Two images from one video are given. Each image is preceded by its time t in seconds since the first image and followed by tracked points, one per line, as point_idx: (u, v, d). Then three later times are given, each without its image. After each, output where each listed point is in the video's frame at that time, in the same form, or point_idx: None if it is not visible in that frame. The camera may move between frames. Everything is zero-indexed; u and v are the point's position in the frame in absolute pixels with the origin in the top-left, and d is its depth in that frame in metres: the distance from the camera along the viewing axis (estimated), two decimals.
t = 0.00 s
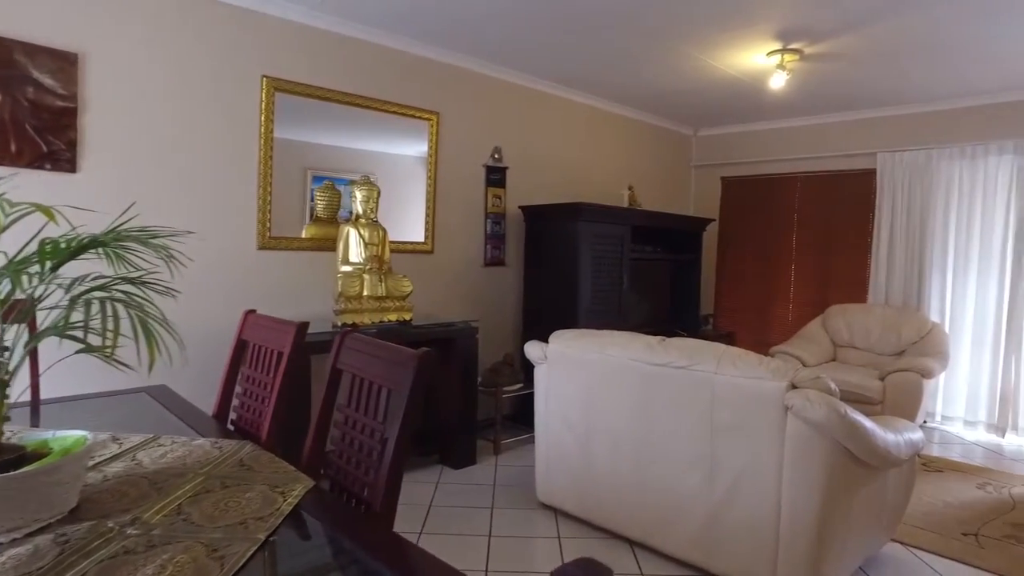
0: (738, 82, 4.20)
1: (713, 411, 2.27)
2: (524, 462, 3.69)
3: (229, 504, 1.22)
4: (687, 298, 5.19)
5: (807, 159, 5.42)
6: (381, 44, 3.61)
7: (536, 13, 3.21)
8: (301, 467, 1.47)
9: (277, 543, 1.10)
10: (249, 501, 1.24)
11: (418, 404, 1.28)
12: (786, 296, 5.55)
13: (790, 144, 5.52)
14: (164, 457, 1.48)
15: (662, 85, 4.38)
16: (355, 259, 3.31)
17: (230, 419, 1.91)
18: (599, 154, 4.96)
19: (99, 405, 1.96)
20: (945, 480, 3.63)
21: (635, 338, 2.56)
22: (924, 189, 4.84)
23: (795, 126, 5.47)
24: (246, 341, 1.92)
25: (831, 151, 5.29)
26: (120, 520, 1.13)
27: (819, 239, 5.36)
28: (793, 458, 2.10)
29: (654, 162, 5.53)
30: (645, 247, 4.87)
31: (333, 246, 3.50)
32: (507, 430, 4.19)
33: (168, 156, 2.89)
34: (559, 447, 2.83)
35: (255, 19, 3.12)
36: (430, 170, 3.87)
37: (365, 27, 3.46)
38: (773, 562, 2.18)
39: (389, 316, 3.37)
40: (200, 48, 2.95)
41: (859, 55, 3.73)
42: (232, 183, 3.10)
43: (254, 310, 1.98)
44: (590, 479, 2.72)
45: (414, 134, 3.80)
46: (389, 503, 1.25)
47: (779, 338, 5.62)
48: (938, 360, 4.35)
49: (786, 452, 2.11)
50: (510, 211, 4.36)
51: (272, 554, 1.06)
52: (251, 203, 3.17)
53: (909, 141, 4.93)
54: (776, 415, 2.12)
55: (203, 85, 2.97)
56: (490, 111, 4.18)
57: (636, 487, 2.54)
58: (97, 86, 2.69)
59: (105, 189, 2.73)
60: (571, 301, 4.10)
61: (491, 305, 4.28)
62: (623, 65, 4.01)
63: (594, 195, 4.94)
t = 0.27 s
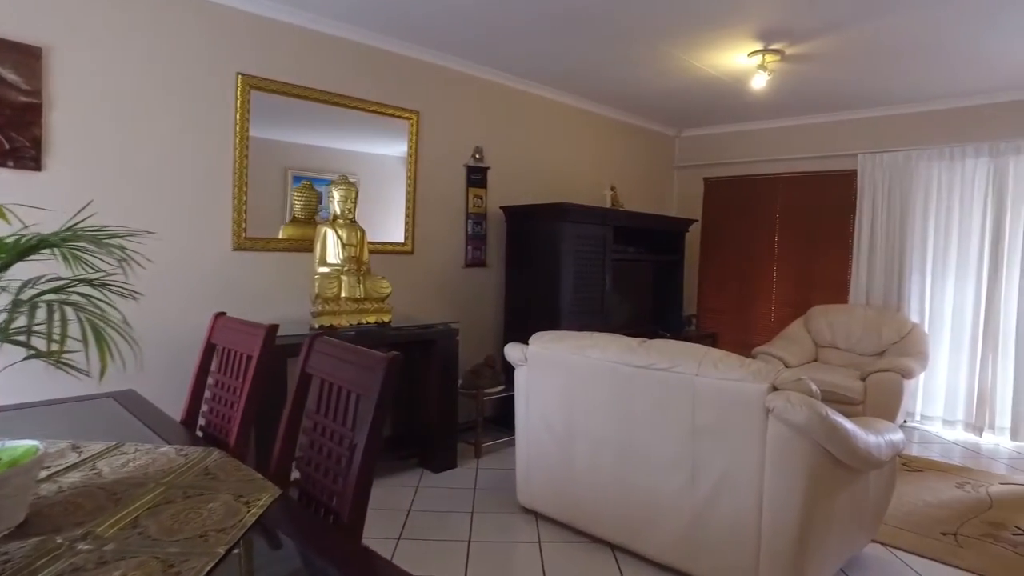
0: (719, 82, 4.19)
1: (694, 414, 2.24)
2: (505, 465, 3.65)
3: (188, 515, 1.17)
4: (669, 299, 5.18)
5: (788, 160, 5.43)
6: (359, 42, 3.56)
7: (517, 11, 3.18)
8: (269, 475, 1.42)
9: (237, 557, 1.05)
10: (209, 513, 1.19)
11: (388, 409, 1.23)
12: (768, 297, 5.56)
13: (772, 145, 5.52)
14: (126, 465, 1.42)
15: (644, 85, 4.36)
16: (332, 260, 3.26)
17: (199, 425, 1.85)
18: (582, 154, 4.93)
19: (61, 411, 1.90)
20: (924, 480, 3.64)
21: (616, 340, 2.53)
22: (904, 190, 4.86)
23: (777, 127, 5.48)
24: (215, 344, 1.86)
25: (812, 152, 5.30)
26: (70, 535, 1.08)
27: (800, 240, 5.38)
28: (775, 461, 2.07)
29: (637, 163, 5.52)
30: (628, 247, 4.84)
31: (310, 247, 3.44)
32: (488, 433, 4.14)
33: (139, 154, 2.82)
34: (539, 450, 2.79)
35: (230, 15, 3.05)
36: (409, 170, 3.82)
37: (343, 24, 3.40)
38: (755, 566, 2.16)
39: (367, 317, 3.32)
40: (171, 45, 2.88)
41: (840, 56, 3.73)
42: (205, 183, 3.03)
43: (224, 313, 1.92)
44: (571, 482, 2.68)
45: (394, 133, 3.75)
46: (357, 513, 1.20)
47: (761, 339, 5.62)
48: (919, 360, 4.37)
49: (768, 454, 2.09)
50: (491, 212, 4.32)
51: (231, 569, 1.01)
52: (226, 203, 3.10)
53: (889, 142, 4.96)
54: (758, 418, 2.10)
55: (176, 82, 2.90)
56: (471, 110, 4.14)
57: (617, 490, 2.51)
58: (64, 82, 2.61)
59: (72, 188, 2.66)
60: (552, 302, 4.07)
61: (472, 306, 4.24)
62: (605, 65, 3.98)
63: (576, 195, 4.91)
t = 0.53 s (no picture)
0: (700, 82, 4.18)
1: (673, 416, 2.21)
2: (485, 468, 3.61)
3: (142, 527, 1.12)
4: (651, 300, 5.16)
5: (769, 160, 5.44)
6: (336, 39, 3.50)
7: (495, 9, 3.14)
8: (234, 483, 1.37)
9: (188, 571, 1.00)
10: (164, 524, 1.13)
11: (352, 416, 1.19)
12: (750, 297, 5.57)
13: (753, 146, 5.52)
14: (82, 475, 1.36)
15: (625, 85, 4.34)
16: (309, 261, 3.20)
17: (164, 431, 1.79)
18: (562, 154, 4.90)
19: (20, 418, 1.83)
20: (904, 480, 3.64)
21: (594, 342, 2.50)
22: (883, 190, 4.88)
23: (758, 128, 5.49)
24: (181, 348, 1.80)
25: (793, 153, 5.32)
26: (11, 553, 1.02)
27: (782, 240, 5.39)
28: (755, 464, 2.05)
29: (619, 163, 5.50)
30: (610, 248, 4.82)
31: (287, 248, 3.38)
32: (469, 436, 4.09)
33: (106, 152, 2.75)
34: (519, 453, 2.76)
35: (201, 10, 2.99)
36: (387, 170, 3.77)
37: (318, 21, 3.34)
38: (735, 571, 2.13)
39: (344, 320, 3.26)
40: (140, 40, 2.81)
41: (820, 57, 3.73)
42: (177, 182, 2.96)
43: (191, 315, 1.86)
44: (551, 486, 2.64)
45: (372, 132, 3.70)
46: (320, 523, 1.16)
47: (743, 340, 5.62)
48: (899, 360, 4.38)
49: (748, 457, 2.06)
50: (471, 212, 4.28)
51: None
52: (198, 202, 3.04)
53: (869, 143, 4.98)
54: (737, 421, 2.07)
55: (145, 79, 2.83)
56: (451, 110, 4.10)
57: (597, 495, 2.47)
58: (27, 77, 2.54)
59: (35, 186, 2.59)
60: (533, 303, 4.03)
61: (452, 308, 4.19)
62: (585, 64, 3.96)
63: (557, 196, 4.89)
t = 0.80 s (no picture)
0: (681, 82, 4.15)
1: (651, 420, 2.17)
2: (463, 473, 3.55)
3: (80, 546, 1.05)
4: (633, 301, 5.12)
5: (750, 161, 5.43)
6: (309, 36, 3.43)
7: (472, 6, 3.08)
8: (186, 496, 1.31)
9: None
10: (104, 543, 1.06)
11: (307, 424, 1.14)
12: (731, 298, 5.56)
13: (734, 146, 5.51)
14: (25, 489, 1.29)
15: (606, 84, 4.30)
16: (282, 263, 3.13)
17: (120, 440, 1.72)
18: (542, 155, 4.86)
19: None
20: (884, 481, 3.63)
21: (571, 344, 2.45)
22: (863, 191, 4.89)
23: (738, 129, 5.48)
24: (139, 353, 1.73)
25: (774, 154, 5.31)
26: None
27: (763, 241, 5.38)
28: (733, 470, 2.01)
29: (600, 164, 5.46)
30: (591, 249, 4.78)
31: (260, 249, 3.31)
32: (447, 439, 4.04)
33: (68, 150, 2.67)
34: (496, 458, 2.70)
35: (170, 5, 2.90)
36: (363, 170, 3.71)
37: (292, 17, 3.27)
38: None
39: (318, 323, 3.19)
40: (104, 35, 2.73)
41: (799, 57, 3.71)
42: (144, 181, 2.88)
43: (150, 319, 1.79)
44: (528, 492, 2.59)
45: (348, 131, 3.65)
46: (271, 538, 1.11)
47: (725, 341, 5.61)
48: (879, 361, 4.38)
49: (725, 462, 2.03)
50: (450, 213, 4.23)
51: None
52: (166, 202, 2.96)
53: (849, 144, 4.98)
54: (714, 425, 2.04)
55: (110, 75, 2.75)
56: (429, 109, 4.05)
57: (574, 500, 2.43)
58: None
59: None
60: (512, 305, 3.98)
61: (430, 310, 4.14)
62: (564, 63, 3.91)
63: (537, 196, 4.84)
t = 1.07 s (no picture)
0: (662, 80, 4.11)
1: (626, 425, 2.11)
2: (440, 477, 3.49)
3: None
4: (616, 301, 5.07)
5: (733, 160, 5.40)
6: (283, 32, 3.36)
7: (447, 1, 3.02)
8: (127, 511, 1.23)
9: None
10: (24, 567, 0.98)
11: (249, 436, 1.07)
12: (715, 299, 5.52)
13: (718, 146, 5.47)
14: None
15: (586, 82, 4.25)
16: (253, 264, 3.06)
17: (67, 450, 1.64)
18: (524, 153, 4.80)
19: None
20: (867, 482, 3.60)
21: (546, 347, 2.40)
22: (846, 191, 4.87)
23: (722, 128, 5.45)
24: (88, 359, 1.65)
25: (757, 154, 5.28)
26: None
27: (746, 241, 5.35)
28: (710, 476, 1.95)
29: (583, 163, 5.42)
30: (573, 250, 4.73)
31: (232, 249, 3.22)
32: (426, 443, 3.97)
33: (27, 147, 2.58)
34: (471, 464, 2.64)
35: None
36: (339, 169, 3.65)
37: (263, 11, 3.19)
38: None
39: (290, 325, 3.11)
40: (65, 28, 2.64)
41: (781, 54, 3.67)
42: (108, 179, 2.80)
43: (102, 323, 1.71)
44: (504, 498, 2.53)
45: (323, 129, 3.58)
46: (208, 557, 1.03)
47: (709, 341, 5.58)
48: (862, 361, 4.36)
49: (702, 468, 1.97)
50: (428, 213, 4.17)
51: None
52: (132, 201, 2.88)
53: (832, 143, 4.96)
54: (690, 431, 1.98)
55: (71, 69, 2.66)
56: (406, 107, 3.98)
57: (550, 507, 2.37)
58: None
59: None
60: (492, 307, 3.92)
61: (408, 311, 4.07)
62: (544, 59, 3.85)
63: (518, 196, 4.78)
